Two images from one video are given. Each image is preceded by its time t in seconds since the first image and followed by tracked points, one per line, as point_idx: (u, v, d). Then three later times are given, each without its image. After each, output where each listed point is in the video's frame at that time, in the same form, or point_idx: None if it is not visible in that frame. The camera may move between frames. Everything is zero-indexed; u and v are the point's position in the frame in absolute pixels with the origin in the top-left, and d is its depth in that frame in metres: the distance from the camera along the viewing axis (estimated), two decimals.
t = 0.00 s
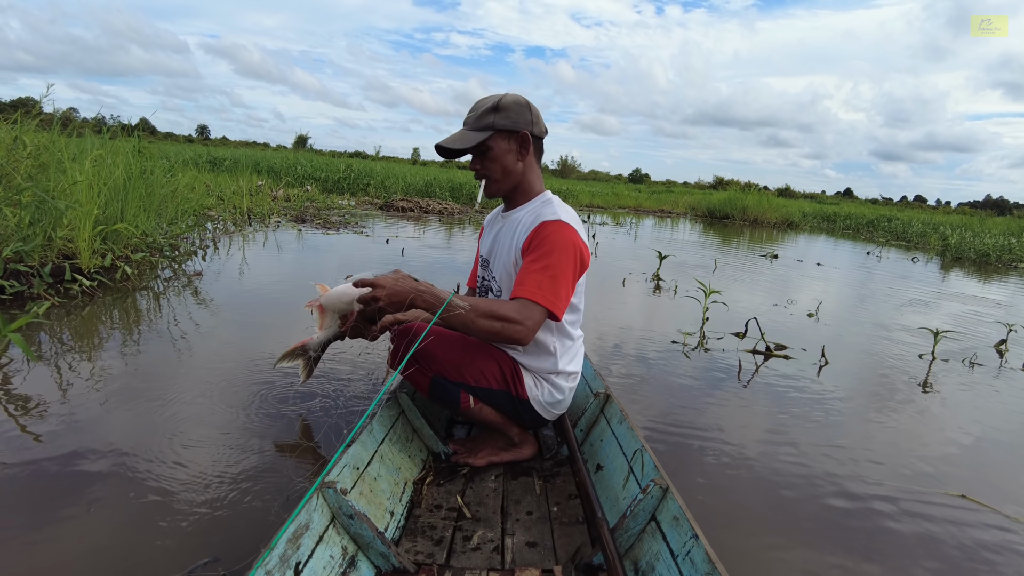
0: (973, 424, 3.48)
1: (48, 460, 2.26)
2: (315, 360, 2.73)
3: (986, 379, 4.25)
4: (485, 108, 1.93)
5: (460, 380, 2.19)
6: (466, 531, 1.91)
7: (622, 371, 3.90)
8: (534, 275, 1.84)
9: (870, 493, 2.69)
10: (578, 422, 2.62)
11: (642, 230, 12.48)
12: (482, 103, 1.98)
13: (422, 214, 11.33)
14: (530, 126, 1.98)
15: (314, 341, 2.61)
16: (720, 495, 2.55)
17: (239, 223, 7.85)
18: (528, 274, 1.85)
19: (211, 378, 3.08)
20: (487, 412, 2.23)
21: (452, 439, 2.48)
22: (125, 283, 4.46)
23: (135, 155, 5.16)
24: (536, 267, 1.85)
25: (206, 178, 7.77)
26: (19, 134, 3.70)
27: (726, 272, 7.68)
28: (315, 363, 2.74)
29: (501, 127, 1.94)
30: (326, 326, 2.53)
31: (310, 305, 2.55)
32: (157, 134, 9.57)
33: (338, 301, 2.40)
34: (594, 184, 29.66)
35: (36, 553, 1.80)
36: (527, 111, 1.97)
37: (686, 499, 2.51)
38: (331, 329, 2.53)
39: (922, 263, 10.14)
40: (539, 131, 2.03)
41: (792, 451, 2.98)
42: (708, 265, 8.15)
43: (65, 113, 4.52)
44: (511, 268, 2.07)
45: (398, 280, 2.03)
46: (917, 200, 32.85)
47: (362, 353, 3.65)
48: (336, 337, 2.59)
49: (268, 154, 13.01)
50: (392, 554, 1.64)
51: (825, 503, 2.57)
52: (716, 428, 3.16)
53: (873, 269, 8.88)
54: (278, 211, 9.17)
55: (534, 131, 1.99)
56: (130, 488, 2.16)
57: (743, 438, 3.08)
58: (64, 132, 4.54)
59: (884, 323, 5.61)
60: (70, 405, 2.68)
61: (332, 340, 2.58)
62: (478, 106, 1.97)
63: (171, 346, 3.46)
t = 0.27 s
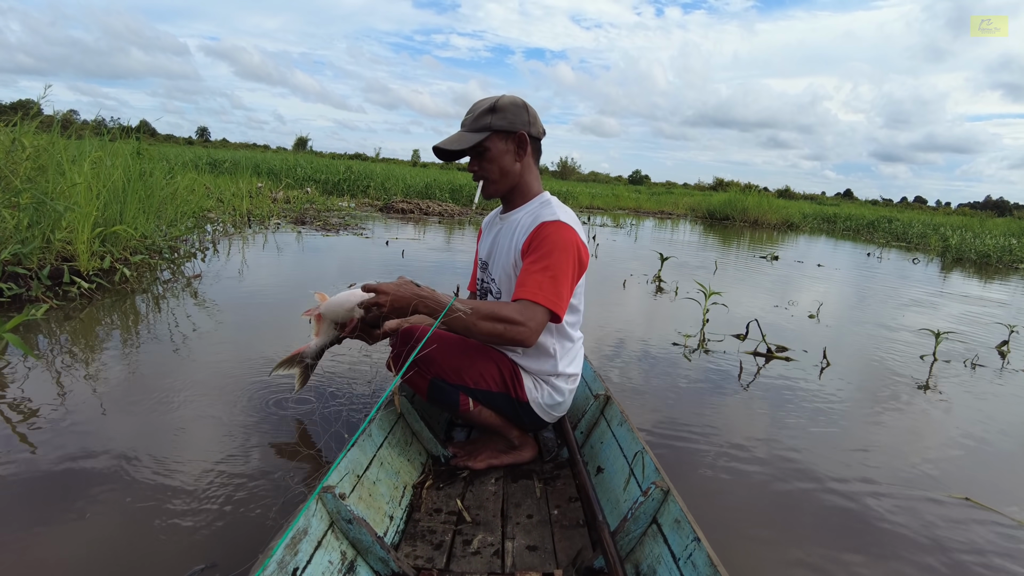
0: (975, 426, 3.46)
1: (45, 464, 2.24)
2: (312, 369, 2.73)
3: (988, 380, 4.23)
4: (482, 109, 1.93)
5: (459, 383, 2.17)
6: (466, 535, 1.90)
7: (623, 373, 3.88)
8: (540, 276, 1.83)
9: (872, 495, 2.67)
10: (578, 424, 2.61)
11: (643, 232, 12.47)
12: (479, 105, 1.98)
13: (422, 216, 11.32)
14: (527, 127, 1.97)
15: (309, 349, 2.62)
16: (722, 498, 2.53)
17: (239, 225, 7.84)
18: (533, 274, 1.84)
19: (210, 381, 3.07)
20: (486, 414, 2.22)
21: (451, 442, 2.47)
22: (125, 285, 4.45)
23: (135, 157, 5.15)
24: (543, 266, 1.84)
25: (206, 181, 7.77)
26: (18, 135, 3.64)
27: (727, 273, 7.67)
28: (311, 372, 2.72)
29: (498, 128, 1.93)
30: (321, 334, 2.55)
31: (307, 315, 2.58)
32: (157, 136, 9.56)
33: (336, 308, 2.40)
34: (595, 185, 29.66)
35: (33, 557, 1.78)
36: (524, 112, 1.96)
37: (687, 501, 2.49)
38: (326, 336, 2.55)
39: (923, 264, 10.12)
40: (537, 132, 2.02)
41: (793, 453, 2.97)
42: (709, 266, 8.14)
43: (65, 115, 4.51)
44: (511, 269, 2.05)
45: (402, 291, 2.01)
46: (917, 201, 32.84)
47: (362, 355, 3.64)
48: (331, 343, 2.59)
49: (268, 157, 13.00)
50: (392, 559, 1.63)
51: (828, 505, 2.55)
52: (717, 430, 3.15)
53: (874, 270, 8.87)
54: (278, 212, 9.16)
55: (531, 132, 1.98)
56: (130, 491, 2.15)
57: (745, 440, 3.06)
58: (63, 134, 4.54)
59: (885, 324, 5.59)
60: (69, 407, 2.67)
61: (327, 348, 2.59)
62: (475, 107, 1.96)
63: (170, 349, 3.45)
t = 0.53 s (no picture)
0: (975, 426, 3.45)
1: (42, 466, 2.24)
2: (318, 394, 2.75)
3: (987, 381, 4.23)
4: (476, 111, 1.93)
5: (456, 384, 2.17)
6: (464, 537, 1.90)
7: (622, 374, 3.88)
8: (542, 274, 1.83)
9: (871, 496, 2.67)
10: (577, 425, 2.61)
11: (642, 232, 12.48)
12: (474, 107, 1.98)
13: (421, 218, 11.32)
14: (522, 128, 1.97)
15: (313, 373, 2.65)
16: (721, 499, 2.53)
17: (238, 226, 7.84)
18: (535, 272, 1.83)
19: (209, 383, 3.06)
20: (484, 416, 2.22)
21: (449, 443, 2.47)
22: (123, 287, 4.45)
23: (134, 159, 5.15)
24: (546, 265, 1.83)
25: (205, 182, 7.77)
26: (16, 137, 3.63)
27: (727, 274, 7.67)
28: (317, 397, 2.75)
29: (493, 129, 1.93)
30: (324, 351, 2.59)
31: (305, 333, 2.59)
32: (156, 137, 9.56)
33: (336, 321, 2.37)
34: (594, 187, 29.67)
35: (30, 559, 1.78)
36: (518, 113, 1.96)
37: (686, 502, 2.48)
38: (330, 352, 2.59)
39: (923, 265, 10.13)
40: (532, 133, 2.02)
41: (793, 454, 2.96)
42: (708, 267, 8.14)
43: (64, 116, 4.52)
44: (508, 269, 2.05)
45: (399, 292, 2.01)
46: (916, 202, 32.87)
47: (360, 356, 3.64)
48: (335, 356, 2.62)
49: (268, 158, 13.00)
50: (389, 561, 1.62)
51: (827, 506, 2.55)
52: (716, 431, 3.14)
53: (873, 271, 8.87)
54: (277, 214, 9.17)
55: (525, 132, 1.98)
56: (129, 494, 2.14)
57: (744, 441, 3.06)
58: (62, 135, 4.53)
59: (885, 325, 5.59)
60: (67, 410, 2.66)
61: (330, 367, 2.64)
62: (469, 110, 1.97)
63: (169, 350, 3.44)
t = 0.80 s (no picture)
0: (974, 428, 3.45)
1: (41, 468, 2.24)
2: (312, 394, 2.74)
3: (987, 382, 4.23)
4: (471, 114, 1.93)
5: (454, 386, 2.17)
6: (461, 538, 1.89)
7: (622, 375, 3.87)
8: (546, 271, 1.82)
9: (871, 497, 2.66)
10: (575, 426, 2.60)
11: (642, 234, 12.49)
12: (468, 110, 1.98)
13: (421, 220, 11.33)
14: (517, 130, 1.96)
15: (308, 370, 2.65)
16: (720, 501, 2.52)
17: (238, 228, 7.84)
18: (538, 270, 1.83)
19: (208, 385, 3.06)
20: (482, 417, 2.21)
21: (447, 445, 2.46)
22: (123, 289, 4.45)
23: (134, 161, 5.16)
24: (547, 262, 1.83)
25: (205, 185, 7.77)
26: (15, 140, 3.64)
27: (727, 276, 7.67)
28: (311, 397, 2.74)
29: (487, 132, 1.93)
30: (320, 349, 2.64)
31: (299, 334, 2.66)
32: (156, 140, 9.57)
33: (330, 319, 2.40)
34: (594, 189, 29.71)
35: (28, 561, 1.78)
36: (512, 115, 1.96)
37: (685, 503, 2.48)
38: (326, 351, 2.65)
39: (923, 266, 10.13)
40: (527, 134, 2.02)
41: (792, 456, 2.96)
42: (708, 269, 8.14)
43: (64, 119, 4.52)
44: (506, 271, 2.05)
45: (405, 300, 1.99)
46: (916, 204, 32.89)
47: (359, 358, 3.64)
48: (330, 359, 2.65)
49: (268, 161, 13.02)
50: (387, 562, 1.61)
51: (826, 508, 2.54)
52: (714, 432, 3.14)
53: (873, 272, 8.87)
54: (277, 216, 9.17)
55: (520, 134, 1.97)
56: (127, 496, 2.13)
57: (743, 443, 3.05)
58: (62, 138, 4.54)
59: (884, 327, 5.59)
60: (66, 412, 2.66)
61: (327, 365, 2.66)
62: (464, 113, 1.97)
63: (169, 353, 3.44)
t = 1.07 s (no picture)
0: (975, 430, 3.44)
1: (41, 470, 2.24)
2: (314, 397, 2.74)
3: (987, 384, 4.23)
4: (470, 117, 1.93)
5: (453, 387, 2.17)
6: (460, 540, 1.89)
7: (622, 377, 3.87)
8: (557, 264, 1.81)
9: (871, 499, 2.65)
10: (574, 428, 2.60)
11: (642, 237, 12.49)
12: (467, 113, 1.98)
13: (421, 222, 11.33)
14: (515, 132, 1.97)
15: (307, 375, 2.64)
16: (720, 502, 2.52)
17: (238, 231, 7.85)
18: (551, 265, 1.81)
19: (208, 387, 3.06)
20: (481, 418, 2.21)
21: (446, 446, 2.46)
22: (123, 291, 4.45)
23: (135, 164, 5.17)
24: (556, 255, 1.82)
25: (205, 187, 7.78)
26: (16, 143, 3.65)
27: (727, 278, 7.67)
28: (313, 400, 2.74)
29: (487, 135, 1.93)
30: (319, 353, 2.62)
31: (298, 336, 2.64)
32: (157, 143, 9.59)
33: (327, 323, 2.38)
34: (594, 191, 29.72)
35: (28, 561, 1.78)
36: (511, 117, 1.96)
37: (685, 505, 2.48)
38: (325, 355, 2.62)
39: (923, 268, 10.12)
40: (525, 136, 2.02)
41: (792, 457, 2.95)
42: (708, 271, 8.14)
43: (65, 122, 4.53)
44: (507, 272, 2.04)
45: (433, 335, 1.97)
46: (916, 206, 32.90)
47: (359, 360, 3.64)
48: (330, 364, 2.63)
49: (269, 164, 13.03)
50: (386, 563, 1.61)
51: (826, 509, 2.54)
52: (714, 434, 3.13)
53: (873, 274, 8.87)
54: (277, 219, 9.18)
55: (519, 137, 1.98)
56: (127, 498, 2.13)
57: (743, 444, 3.05)
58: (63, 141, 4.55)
59: (884, 328, 5.59)
60: (66, 413, 2.66)
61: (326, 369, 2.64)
62: (463, 116, 1.97)
63: (169, 355, 3.45)
